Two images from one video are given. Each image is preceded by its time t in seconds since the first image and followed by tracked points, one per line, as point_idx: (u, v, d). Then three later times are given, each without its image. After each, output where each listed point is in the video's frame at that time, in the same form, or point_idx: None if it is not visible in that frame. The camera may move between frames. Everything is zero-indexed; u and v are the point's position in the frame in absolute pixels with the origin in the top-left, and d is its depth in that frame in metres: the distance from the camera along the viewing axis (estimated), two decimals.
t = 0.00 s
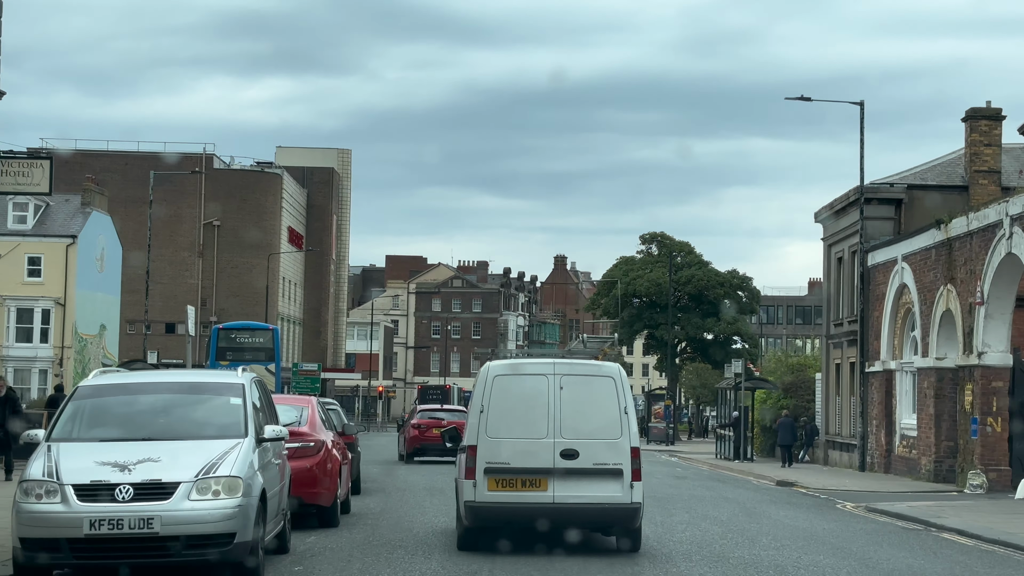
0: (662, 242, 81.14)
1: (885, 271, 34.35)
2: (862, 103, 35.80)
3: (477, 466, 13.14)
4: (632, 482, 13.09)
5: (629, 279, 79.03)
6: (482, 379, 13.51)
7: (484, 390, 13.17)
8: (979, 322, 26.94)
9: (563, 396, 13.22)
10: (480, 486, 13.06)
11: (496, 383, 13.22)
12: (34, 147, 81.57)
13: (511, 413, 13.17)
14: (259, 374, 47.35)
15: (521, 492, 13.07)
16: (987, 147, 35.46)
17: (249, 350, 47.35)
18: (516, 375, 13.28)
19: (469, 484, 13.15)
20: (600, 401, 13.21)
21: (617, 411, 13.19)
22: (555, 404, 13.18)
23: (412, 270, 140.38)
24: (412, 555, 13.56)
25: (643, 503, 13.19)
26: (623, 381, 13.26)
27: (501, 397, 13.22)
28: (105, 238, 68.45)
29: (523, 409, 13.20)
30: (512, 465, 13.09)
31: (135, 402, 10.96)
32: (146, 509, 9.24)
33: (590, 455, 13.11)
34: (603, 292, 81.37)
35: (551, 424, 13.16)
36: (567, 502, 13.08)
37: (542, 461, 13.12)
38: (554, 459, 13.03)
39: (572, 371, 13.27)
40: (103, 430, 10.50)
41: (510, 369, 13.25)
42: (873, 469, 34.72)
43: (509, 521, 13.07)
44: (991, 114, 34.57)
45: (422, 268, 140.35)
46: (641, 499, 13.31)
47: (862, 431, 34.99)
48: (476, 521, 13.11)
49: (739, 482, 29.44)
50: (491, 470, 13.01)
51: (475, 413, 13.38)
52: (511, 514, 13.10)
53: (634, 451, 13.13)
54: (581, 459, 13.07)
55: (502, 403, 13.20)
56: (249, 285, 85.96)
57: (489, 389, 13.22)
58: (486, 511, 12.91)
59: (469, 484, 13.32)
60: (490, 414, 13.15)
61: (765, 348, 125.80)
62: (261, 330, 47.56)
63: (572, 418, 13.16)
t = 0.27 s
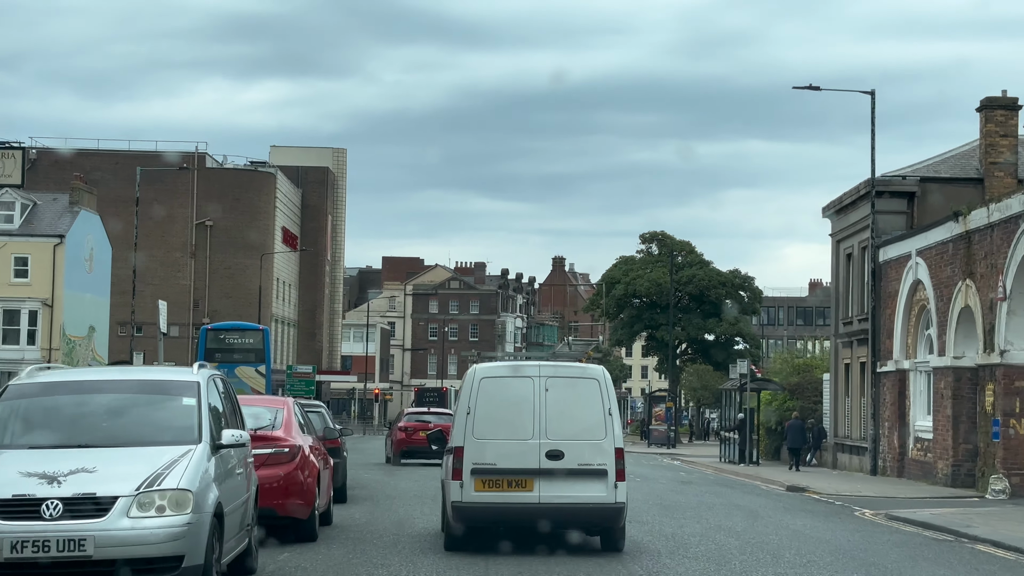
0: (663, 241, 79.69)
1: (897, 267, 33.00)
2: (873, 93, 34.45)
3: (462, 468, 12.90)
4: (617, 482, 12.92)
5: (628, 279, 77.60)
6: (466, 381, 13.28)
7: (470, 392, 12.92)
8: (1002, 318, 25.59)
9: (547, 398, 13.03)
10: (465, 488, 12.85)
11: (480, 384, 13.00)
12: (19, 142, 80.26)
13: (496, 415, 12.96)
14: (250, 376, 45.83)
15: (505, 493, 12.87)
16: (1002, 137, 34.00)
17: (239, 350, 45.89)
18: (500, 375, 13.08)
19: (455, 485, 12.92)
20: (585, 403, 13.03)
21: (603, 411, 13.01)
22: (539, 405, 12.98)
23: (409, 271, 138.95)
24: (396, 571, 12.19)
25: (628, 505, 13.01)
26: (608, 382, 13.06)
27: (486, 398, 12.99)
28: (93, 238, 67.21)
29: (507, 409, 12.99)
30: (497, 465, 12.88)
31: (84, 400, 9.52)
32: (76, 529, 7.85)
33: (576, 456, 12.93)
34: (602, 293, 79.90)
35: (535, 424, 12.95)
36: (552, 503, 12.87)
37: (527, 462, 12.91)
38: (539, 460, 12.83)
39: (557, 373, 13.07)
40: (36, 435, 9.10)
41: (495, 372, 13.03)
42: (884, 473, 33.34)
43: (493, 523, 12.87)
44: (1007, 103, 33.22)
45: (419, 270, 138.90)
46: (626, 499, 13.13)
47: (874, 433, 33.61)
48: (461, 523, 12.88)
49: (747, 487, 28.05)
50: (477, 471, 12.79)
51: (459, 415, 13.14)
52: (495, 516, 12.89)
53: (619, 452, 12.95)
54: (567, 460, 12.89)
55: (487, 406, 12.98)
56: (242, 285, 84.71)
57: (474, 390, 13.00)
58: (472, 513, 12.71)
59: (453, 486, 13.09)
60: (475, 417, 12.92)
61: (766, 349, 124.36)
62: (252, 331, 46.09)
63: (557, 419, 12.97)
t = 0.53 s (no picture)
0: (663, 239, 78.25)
1: (911, 261, 31.62)
2: (884, 79, 33.02)
3: (445, 469, 12.97)
4: (599, 482, 13.01)
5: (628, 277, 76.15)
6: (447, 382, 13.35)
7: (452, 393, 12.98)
8: None
9: (529, 399, 13.11)
10: (448, 487, 12.93)
11: (462, 385, 13.04)
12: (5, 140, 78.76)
13: (478, 415, 13.02)
14: (239, 377, 44.28)
15: (489, 493, 12.94)
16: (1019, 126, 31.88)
17: (227, 350, 44.38)
18: (482, 376, 13.16)
19: (438, 485, 13.00)
20: (567, 403, 13.13)
21: (584, 411, 13.11)
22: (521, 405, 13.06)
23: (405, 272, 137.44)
24: None
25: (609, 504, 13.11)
26: (589, 383, 13.17)
27: (468, 399, 13.06)
28: (82, 236, 65.82)
29: (490, 411, 13.06)
30: (479, 466, 12.96)
31: (20, 386, 8.01)
32: None
33: (558, 456, 13.02)
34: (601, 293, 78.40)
35: (518, 424, 13.03)
36: (534, 503, 12.95)
37: (509, 462, 12.99)
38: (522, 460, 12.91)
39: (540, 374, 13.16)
40: None
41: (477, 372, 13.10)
42: (898, 475, 31.94)
43: (476, 523, 12.93)
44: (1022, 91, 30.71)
45: (415, 270, 137.38)
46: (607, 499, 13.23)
47: (886, 434, 32.22)
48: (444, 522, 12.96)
49: (755, 491, 26.63)
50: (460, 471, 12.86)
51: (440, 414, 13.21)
52: (478, 516, 12.95)
53: (601, 452, 13.05)
54: (549, 460, 12.98)
55: (469, 406, 13.05)
56: (234, 285, 83.43)
57: (457, 392, 13.03)
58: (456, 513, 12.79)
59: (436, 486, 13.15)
60: (458, 417, 12.99)
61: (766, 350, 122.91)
62: (241, 329, 44.57)
63: (539, 419, 13.05)
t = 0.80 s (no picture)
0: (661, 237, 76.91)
1: (923, 254, 30.21)
2: (894, 64, 31.60)
3: (421, 469, 13.02)
4: (574, 482, 13.12)
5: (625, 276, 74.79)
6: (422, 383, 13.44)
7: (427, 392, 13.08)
8: None
9: (504, 398, 13.24)
10: (423, 488, 12.98)
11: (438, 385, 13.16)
12: None
13: (452, 415, 13.11)
14: (226, 377, 42.64)
15: (465, 492, 13.00)
16: None
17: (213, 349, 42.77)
18: (458, 376, 13.26)
19: (414, 486, 13.04)
20: (542, 402, 13.26)
21: (559, 410, 13.24)
22: (496, 405, 13.18)
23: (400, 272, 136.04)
24: None
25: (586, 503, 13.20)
26: (564, 383, 13.30)
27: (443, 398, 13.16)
28: (68, 235, 64.33)
29: (465, 410, 13.15)
30: (456, 466, 13.03)
31: None
32: None
33: (534, 456, 13.12)
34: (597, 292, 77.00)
35: (493, 424, 13.14)
36: (509, 502, 13.03)
37: (484, 462, 13.06)
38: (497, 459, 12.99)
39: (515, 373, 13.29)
40: None
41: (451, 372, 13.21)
42: (910, 478, 30.53)
43: (452, 524, 13.00)
44: None
45: (410, 270, 135.95)
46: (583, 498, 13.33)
47: (898, 436, 30.80)
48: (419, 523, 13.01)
49: (763, 496, 25.19)
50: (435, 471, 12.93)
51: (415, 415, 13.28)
52: (454, 516, 13.01)
53: (576, 452, 13.16)
54: (524, 460, 13.08)
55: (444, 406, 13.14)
56: (225, 285, 82.15)
57: (433, 392, 13.13)
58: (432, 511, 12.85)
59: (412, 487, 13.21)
60: (433, 417, 13.06)
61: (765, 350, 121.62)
62: (227, 328, 42.98)
63: (514, 418, 13.16)
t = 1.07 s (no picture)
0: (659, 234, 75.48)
1: (938, 247, 28.75)
2: (909, 47, 30.08)
3: (396, 470, 14.16)
4: (544, 482, 14.25)
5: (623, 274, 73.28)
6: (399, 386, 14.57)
7: (403, 397, 14.21)
8: None
9: (478, 400, 14.34)
10: (399, 488, 14.10)
11: (414, 389, 14.28)
12: None
13: (427, 417, 14.23)
14: (210, 378, 41.14)
15: (438, 492, 14.11)
16: None
17: (198, 348, 41.31)
18: (433, 380, 14.37)
19: (388, 487, 14.17)
20: (515, 404, 14.36)
21: (530, 412, 14.36)
22: (470, 407, 14.29)
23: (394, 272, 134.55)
24: None
25: (553, 501, 14.32)
26: (535, 387, 14.39)
27: (418, 401, 14.28)
28: (52, 233, 62.76)
29: (439, 412, 14.26)
30: (429, 467, 14.13)
31: None
32: None
33: (505, 456, 14.23)
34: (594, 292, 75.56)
35: (467, 426, 14.23)
36: (480, 501, 14.14)
37: (458, 463, 14.17)
38: (470, 460, 14.10)
39: (488, 377, 14.40)
40: None
41: (427, 378, 14.33)
42: (923, 482, 29.16)
43: (425, 520, 14.09)
44: None
45: (404, 270, 134.46)
46: (552, 496, 14.44)
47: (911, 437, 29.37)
48: (395, 521, 14.13)
49: (773, 502, 23.71)
50: (409, 472, 14.05)
51: (391, 418, 14.42)
52: (427, 513, 14.10)
53: (546, 453, 14.28)
54: (496, 460, 14.18)
55: (419, 409, 14.26)
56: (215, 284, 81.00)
57: (408, 395, 14.26)
58: (407, 510, 13.97)
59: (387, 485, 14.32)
60: (407, 419, 14.22)
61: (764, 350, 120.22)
62: (212, 327, 41.54)
63: (486, 419, 14.26)
